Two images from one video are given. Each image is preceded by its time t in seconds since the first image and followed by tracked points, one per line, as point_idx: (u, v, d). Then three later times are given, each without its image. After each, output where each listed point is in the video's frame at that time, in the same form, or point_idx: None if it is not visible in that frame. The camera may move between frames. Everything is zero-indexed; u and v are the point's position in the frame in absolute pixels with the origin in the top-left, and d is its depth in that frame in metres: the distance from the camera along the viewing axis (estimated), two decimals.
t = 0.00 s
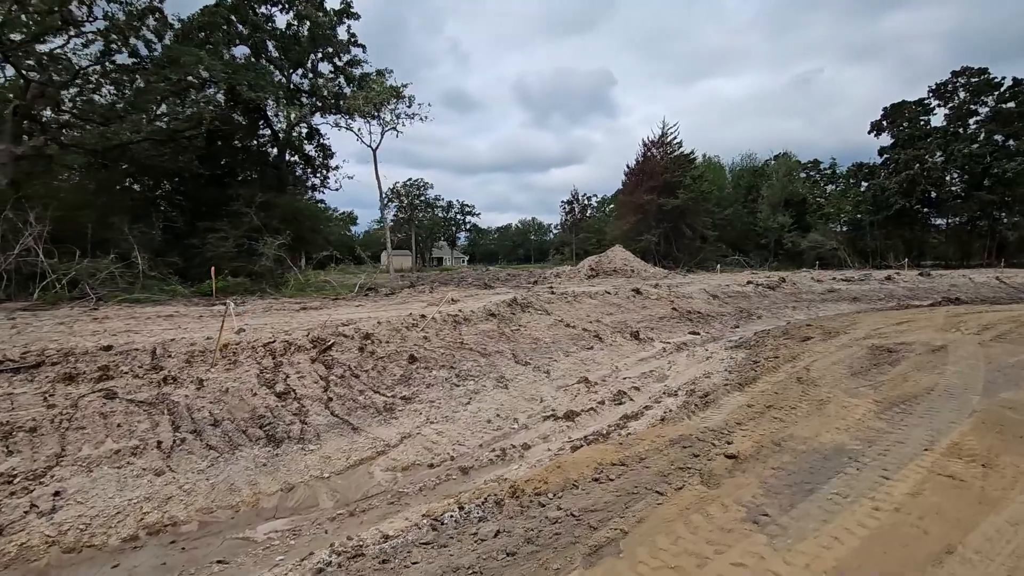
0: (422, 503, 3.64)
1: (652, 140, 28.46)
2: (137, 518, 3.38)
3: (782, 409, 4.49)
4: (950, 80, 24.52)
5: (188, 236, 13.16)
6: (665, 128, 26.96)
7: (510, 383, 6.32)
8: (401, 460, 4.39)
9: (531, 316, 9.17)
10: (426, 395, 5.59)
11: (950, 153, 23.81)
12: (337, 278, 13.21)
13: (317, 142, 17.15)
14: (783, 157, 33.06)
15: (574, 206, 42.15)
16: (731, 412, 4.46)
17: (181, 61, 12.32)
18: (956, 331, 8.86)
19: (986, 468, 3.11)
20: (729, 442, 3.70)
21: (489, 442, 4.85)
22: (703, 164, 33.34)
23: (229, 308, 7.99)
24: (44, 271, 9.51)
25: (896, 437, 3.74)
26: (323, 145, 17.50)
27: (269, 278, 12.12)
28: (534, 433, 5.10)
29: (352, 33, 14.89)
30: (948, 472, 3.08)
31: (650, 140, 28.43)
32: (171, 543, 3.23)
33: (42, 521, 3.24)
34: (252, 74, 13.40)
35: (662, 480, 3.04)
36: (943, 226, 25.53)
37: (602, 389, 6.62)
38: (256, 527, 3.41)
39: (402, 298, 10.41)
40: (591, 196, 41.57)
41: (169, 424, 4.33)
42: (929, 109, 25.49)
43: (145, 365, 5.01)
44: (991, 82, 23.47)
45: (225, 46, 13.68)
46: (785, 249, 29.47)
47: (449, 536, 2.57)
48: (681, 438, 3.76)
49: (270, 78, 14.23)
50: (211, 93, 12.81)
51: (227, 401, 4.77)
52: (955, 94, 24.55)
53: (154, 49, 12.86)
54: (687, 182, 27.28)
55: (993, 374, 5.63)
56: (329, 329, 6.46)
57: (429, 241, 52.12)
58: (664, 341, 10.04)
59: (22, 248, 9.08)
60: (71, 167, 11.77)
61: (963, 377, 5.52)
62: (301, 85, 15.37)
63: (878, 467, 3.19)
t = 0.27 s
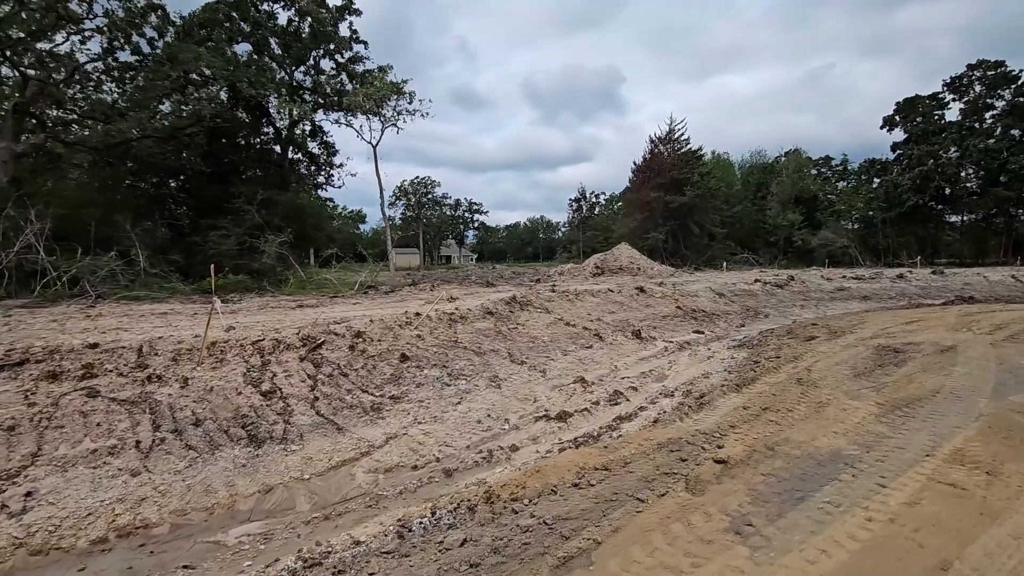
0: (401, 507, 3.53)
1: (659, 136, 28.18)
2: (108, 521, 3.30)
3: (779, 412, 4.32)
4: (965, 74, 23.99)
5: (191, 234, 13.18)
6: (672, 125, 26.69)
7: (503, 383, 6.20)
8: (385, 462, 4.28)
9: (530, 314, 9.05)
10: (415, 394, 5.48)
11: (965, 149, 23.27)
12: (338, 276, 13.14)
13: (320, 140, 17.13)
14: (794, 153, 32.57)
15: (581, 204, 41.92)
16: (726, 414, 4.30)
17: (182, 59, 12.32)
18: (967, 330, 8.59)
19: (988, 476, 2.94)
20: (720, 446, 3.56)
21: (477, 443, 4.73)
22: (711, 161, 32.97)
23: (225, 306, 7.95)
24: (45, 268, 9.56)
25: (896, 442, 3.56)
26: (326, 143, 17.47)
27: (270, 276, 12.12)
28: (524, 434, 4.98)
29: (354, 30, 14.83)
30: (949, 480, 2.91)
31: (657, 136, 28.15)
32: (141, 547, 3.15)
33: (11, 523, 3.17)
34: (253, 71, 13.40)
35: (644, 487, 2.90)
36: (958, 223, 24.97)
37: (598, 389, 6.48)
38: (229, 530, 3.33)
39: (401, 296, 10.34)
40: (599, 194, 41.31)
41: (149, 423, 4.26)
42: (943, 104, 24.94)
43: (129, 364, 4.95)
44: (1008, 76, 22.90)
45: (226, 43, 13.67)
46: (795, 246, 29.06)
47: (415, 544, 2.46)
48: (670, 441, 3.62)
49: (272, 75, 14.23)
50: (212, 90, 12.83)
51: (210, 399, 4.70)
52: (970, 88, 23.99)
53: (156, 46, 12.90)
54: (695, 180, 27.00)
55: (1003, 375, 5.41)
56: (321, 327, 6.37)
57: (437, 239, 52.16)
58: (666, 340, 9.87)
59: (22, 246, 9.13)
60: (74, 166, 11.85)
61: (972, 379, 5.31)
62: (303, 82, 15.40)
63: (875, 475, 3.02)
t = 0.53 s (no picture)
0: (374, 517, 3.41)
1: (666, 133, 27.88)
2: (72, 530, 3.22)
3: (773, 418, 4.15)
4: (980, 68, 23.44)
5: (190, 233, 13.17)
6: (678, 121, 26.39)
7: (494, 385, 6.07)
8: (364, 468, 4.16)
9: (527, 314, 8.91)
10: (402, 397, 5.37)
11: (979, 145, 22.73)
12: (336, 274, 13.06)
13: (322, 138, 17.08)
14: (803, 150, 32.09)
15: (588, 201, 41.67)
16: (717, 421, 4.14)
17: (182, 57, 12.30)
18: (977, 332, 8.33)
19: (988, 492, 2.76)
20: (706, 455, 3.40)
21: (461, 449, 4.60)
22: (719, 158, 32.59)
23: (217, 306, 7.89)
24: (42, 268, 9.57)
25: (893, 452, 3.38)
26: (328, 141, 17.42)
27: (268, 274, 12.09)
28: (511, 439, 4.84)
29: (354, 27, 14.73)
30: (946, 497, 2.73)
31: (663, 133, 27.84)
32: (103, 557, 3.06)
33: None
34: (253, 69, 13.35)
35: (621, 501, 2.75)
36: (972, 220, 24.43)
37: (592, 392, 6.33)
38: (195, 540, 3.23)
39: (398, 295, 10.24)
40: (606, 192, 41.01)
41: (125, 426, 4.18)
42: (957, 99, 24.41)
43: (111, 366, 4.88)
44: None
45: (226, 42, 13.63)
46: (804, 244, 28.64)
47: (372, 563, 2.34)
48: (654, 450, 3.47)
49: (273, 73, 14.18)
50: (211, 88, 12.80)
51: (190, 402, 4.62)
52: (985, 82, 23.43)
53: (157, 45, 12.89)
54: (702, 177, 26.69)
55: (1012, 380, 5.18)
56: (309, 328, 6.28)
57: (444, 238, 52.13)
58: (666, 341, 9.69)
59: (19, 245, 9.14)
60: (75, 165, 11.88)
61: (979, 384, 5.09)
62: (304, 80, 15.36)
63: (867, 489, 2.85)
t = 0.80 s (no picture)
0: (346, 523, 3.28)
1: (670, 131, 27.64)
2: (34, 535, 3.12)
3: (766, 422, 3.99)
4: (991, 63, 23.00)
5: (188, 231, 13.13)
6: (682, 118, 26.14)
7: (484, 385, 5.95)
8: (342, 472, 4.05)
9: (523, 313, 8.77)
10: (387, 398, 5.25)
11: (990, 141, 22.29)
12: (334, 272, 12.98)
13: (322, 137, 17.02)
14: (810, 147, 31.69)
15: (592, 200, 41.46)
16: (707, 424, 3.97)
17: (180, 55, 12.27)
18: (985, 332, 8.09)
19: (989, 504, 2.59)
20: (692, 461, 3.25)
21: (445, 452, 4.48)
22: (724, 156, 32.28)
23: (208, 305, 7.82)
24: (37, 266, 9.55)
25: (890, 459, 3.22)
26: (328, 140, 17.36)
27: (266, 273, 12.05)
28: (497, 442, 4.71)
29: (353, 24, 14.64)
30: (943, 508, 2.56)
31: (668, 131, 27.58)
32: (63, 564, 2.96)
33: None
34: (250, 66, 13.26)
35: (597, 510, 2.61)
36: (983, 218, 23.97)
37: (585, 393, 6.18)
38: (160, 546, 3.12)
39: (394, 294, 10.13)
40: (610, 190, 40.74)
41: (100, 428, 4.09)
42: (967, 95, 23.97)
43: (90, 365, 4.80)
44: None
45: (225, 39, 13.58)
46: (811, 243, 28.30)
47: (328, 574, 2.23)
48: (638, 455, 3.32)
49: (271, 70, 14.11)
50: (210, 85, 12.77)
51: (169, 402, 4.52)
52: (996, 78, 22.98)
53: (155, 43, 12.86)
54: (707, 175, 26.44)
55: (1019, 383, 4.98)
56: (297, 327, 6.17)
57: (448, 236, 52.08)
58: (665, 341, 9.52)
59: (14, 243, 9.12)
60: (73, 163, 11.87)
61: (983, 386, 4.90)
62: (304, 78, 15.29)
63: (860, 499, 2.69)
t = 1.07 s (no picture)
0: (314, 536, 3.15)
1: (673, 130, 27.43)
2: None
3: (758, 430, 3.82)
4: (999, 60, 22.65)
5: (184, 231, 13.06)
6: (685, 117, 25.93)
7: (472, 389, 5.80)
8: (317, 480, 3.91)
9: (517, 315, 8.62)
10: (370, 402, 5.11)
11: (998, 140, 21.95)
12: (330, 272, 12.87)
13: (320, 136, 16.92)
14: (815, 146, 31.36)
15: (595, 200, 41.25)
16: (696, 432, 3.81)
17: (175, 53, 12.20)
18: (991, 334, 7.86)
19: (988, 523, 2.42)
20: (677, 472, 3.10)
21: (426, 459, 4.33)
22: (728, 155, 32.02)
23: (197, 306, 7.71)
24: (29, 266, 9.48)
25: (886, 472, 3.05)
26: (326, 139, 17.26)
27: (260, 273, 11.96)
28: (481, 448, 4.57)
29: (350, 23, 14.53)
30: (940, 527, 2.39)
31: (670, 130, 27.36)
32: None
33: None
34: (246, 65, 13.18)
35: (570, 527, 2.46)
36: (990, 218, 23.58)
37: (575, 397, 6.03)
38: (119, 560, 2.99)
39: (387, 294, 10.01)
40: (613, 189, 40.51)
41: (69, 433, 3.97)
42: (975, 92, 23.61)
43: (65, 368, 4.68)
44: None
45: (221, 37, 13.49)
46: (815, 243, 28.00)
47: None
48: (620, 465, 3.16)
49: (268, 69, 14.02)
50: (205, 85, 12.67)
51: (143, 406, 4.40)
52: (1004, 75, 22.62)
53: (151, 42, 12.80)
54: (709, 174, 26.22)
55: None
56: (282, 328, 6.05)
57: (451, 236, 51.98)
58: (662, 343, 9.34)
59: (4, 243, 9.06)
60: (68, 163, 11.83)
61: (987, 392, 4.71)
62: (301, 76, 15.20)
63: (851, 516, 2.52)
